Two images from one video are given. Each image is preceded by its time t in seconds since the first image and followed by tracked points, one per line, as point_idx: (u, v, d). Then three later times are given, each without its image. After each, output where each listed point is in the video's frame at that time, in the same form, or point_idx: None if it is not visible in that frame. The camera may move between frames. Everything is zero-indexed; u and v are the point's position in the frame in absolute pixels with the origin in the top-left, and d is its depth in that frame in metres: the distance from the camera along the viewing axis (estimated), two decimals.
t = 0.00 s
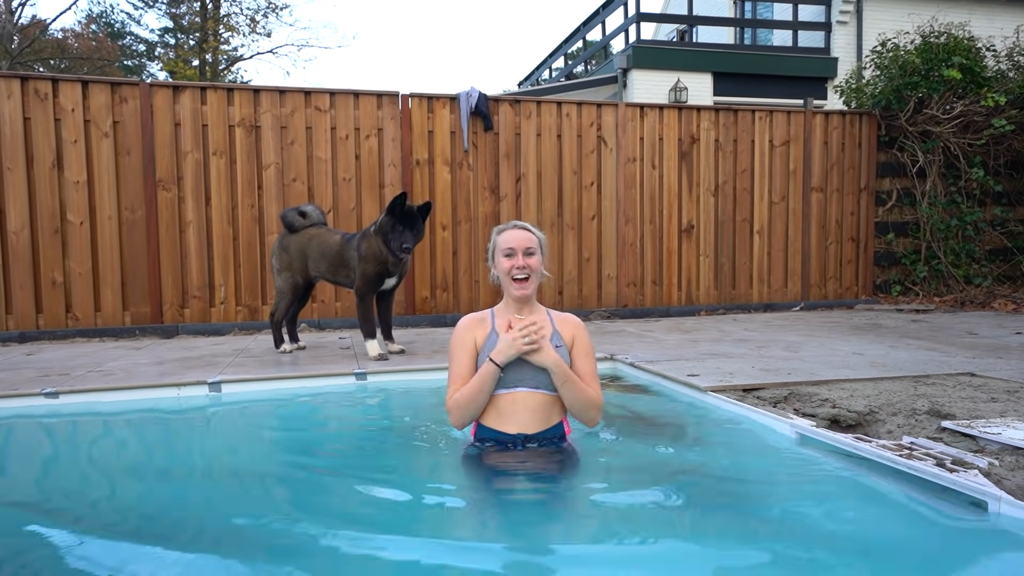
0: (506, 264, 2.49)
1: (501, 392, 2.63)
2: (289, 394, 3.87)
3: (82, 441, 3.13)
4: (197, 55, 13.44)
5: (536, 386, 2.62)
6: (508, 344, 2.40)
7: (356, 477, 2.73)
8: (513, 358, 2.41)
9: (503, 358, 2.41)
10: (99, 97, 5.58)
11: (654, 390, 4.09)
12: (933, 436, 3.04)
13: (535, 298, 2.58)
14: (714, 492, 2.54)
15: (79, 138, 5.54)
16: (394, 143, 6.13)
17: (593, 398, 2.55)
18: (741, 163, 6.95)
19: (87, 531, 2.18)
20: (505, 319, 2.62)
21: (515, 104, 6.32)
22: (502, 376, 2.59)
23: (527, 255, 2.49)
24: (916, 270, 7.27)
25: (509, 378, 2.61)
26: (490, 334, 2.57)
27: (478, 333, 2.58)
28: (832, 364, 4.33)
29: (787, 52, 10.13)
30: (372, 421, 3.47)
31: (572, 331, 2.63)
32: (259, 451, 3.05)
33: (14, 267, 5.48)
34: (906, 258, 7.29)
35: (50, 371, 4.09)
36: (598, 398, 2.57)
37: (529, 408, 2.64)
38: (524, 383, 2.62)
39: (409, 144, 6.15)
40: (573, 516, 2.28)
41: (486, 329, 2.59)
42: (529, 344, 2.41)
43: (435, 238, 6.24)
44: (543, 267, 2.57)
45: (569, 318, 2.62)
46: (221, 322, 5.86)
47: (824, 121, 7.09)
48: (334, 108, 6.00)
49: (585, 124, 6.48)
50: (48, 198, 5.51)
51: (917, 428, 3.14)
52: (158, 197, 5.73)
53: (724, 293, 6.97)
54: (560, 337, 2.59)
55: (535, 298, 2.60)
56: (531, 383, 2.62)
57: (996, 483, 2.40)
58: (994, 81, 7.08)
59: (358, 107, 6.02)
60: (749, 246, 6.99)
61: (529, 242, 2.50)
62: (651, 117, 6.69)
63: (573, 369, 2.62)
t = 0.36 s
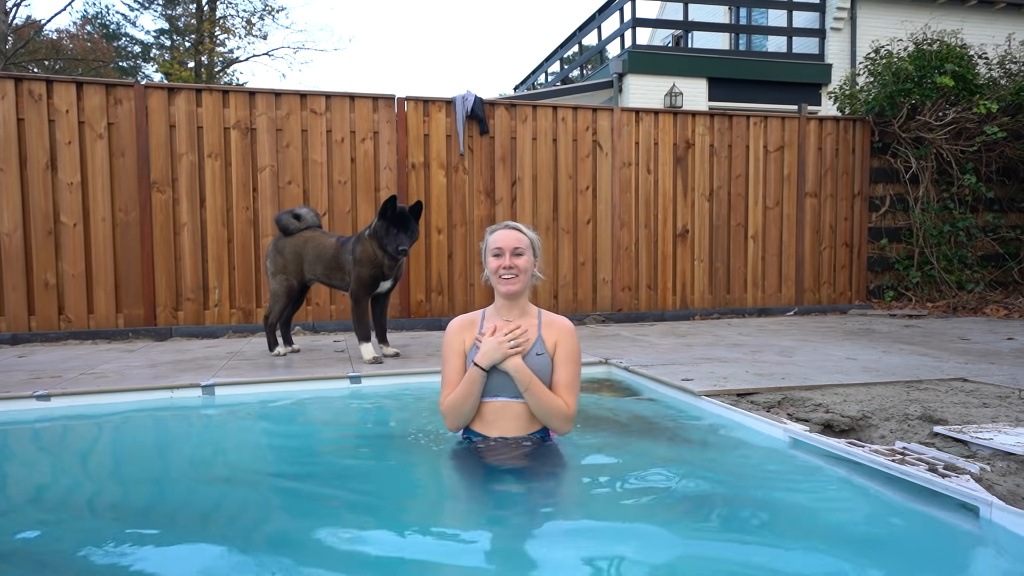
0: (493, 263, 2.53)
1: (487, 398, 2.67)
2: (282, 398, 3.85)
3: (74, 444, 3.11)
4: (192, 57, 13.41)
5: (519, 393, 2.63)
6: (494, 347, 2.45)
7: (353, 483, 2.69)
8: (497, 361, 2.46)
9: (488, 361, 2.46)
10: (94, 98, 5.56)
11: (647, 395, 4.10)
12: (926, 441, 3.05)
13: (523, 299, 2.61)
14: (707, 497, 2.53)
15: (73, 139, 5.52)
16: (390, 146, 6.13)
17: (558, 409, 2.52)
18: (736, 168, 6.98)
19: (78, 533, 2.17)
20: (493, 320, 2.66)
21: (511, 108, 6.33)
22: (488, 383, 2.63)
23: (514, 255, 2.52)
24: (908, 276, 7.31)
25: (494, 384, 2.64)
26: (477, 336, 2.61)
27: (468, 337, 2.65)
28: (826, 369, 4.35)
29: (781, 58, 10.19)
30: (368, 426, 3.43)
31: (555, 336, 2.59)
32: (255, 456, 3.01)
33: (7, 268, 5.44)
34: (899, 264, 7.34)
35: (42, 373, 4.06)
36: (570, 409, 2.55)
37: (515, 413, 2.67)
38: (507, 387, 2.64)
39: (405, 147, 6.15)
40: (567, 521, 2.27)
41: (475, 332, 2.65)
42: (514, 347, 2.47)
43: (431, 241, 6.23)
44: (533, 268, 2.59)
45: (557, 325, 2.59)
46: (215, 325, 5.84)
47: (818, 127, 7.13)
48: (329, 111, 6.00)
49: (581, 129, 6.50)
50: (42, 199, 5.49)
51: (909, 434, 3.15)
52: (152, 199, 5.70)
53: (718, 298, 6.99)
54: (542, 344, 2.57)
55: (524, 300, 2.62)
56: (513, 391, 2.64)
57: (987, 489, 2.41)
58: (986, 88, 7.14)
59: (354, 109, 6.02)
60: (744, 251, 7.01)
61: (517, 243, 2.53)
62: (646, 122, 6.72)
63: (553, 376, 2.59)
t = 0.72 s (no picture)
0: (489, 267, 2.54)
1: (482, 401, 2.70)
2: (281, 404, 3.85)
3: (71, 448, 3.11)
4: (192, 61, 13.42)
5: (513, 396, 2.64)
6: (490, 351, 2.48)
7: (353, 495, 2.62)
8: (492, 364, 2.48)
9: (483, 364, 2.49)
10: (93, 103, 5.56)
11: (646, 400, 4.09)
12: (924, 448, 3.05)
13: (519, 302, 2.61)
14: (706, 503, 2.52)
15: (73, 143, 5.52)
16: (389, 151, 6.13)
17: (554, 412, 2.52)
18: (734, 174, 6.99)
19: (73, 538, 2.17)
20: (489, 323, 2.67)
21: (509, 113, 6.35)
22: (481, 385, 2.66)
23: (510, 259, 2.53)
24: (907, 282, 7.31)
25: (486, 387, 2.66)
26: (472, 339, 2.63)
27: (463, 339, 2.67)
28: (824, 375, 4.35)
29: (780, 64, 10.22)
30: (363, 435, 3.38)
31: (549, 340, 2.61)
32: (252, 468, 2.92)
33: (6, 272, 5.44)
34: (897, 270, 7.35)
35: (40, 378, 4.05)
36: (564, 411, 2.54)
37: (508, 418, 2.69)
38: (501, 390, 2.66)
39: (404, 152, 6.16)
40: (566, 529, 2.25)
41: (469, 335, 2.67)
42: (510, 351, 2.50)
43: (429, 246, 6.24)
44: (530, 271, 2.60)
45: (553, 328, 2.60)
46: (214, 329, 5.84)
47: (816, 133, 7.15)
48: (329, 115, 6.01)
49: (580, 134, 6.51)
50: (41, 203, 5.49)
51: (907, 440, 3.15)
52: (151, 204, 5.71)
53: (717, 303, 6.99)
54: (536, 348, 2.59)
55: (520, 303, 2.63)
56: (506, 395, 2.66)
57: (986, 495, 2.41)
58: (983, 95, 7.16)
59: (353, 114, 6.03)
60: (742, 256, 7.02)
61: (514, 247, 2.53)
62: (645, 127, 6.73)
63: (547, 380, 2.59)
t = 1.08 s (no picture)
0: (485, 270, 2.55)
1: (479, 404, 2.68)
2: (279, 406, 3.84)
3: (71, 450, 3.11)
4: (192, 64, 13.43)
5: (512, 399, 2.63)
6: (488, 354, 2.48)
7: (352, 506, 2.52)
8: (490, 367, 2.48)
9: (480, 367, 2.48)
10: (93, 105, 5.57)
11: (645, 403, 4.09)
12: (924, 451, 3.04)
13: (516, 305, 2.62)
14: (706, 508, 2.51)
15: (72, 145, 5.53)
16: (388, 153, 6.14)
17: (554, 414, 2.52)
18: (734, 176, 6.99)
19: (73, 539, 2.18)
20: (486, 326, 2.67)
21: (508, 116, 6.35)
22: (479, 388, 2.65)
23: (505, 261, 2.53)
24: (906, 284, 7.31)
25: (484, 390, 2.65)
26: (469, 342, 2.63)
27: (460, 342, 2.67)
28: (823, 378, 4.34)
29: (780, 66, 10.22)
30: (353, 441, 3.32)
31: (548, 341, 2.60)
32: (246, 480, 2.80)
33: (5, 274, 5.45)
34: (897, 272, 7.33)
35: (40, 380, 4.05)
36: (564, 413, 2.53)
37: (508, 421, 2.68)
38: (500, 393, 2.65)
39: (403, 154, 6.16)
40: (567, 534, 2.23)
41: (467, 338, 2.67)
42: (508, 354, 2.50)
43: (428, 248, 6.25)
44: (526, 273, 2.60)
45: (551, 330, 2.59)
46: (212, 331, 5.84)
47: (816, 135, 7.15)
48: (328, 118, 6.01)
49: (579, 137, 6.51)
50: (41, 205, 5.50)
51: (907, 444, 3.13)
52: (151, 205, 5.71)
53: (716, 306, 6.99)
54: (534, 350, 2.57)
55: (517, 305, 2.63)
56: (506, 398, 2.65)
57: (986, 498, 2.40)
58: (983, 98, 7.16)
59: (352, 117, 6.04)
60: (742, 259, 7.01)
61: (509, 249, 2.54)
62: (644, 130, 6.73)
63: (547, 382, 2.59)
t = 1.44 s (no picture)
0: (480, 273, 2.55)
1: (476, 408, 2.68)
2: (275, 408, 3.83)
3: (66, 452, 3.10)
4: (189, 65, 13.41)
5: (508, 403, 2.63)
6: (483, 359, 2.48)
7: (351, 516, 2.45)
8: (486, 372, 2.48)
9: (476, 372, 2.48)
10: (89, 107, 5.55)
11: (642, 406, 4.10)
12: (919, 454, 3.05)
13: (513, 308, 2.62)
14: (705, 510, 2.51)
15: (69, 147, 5.51)
16: (386, 156, 6.14)
17: (550, 419, 2.52)
18: (731, 179, 7.02)
19: (69, 542, 2.17)
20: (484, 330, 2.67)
21: (506, 119, 6.36)
22: (475, 392, 2.65)
23: (499, 265, 2.53)
24: (902, 288, 7.34)
25: (480, 395, 2.65)
26: (466, 346, 2.63)
27: (457, 346, 2.67)
28: (819, 381, 4.35)
29: (776, 70, 10.26)
30: (341, 447, 3.27)
31: (543, 346, 2.59)
32: (239, 494, 2.66)
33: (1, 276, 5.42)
34: (892, 276, 7.37)
35: (35, 383, 4.03)
36: (559, 417, 2.54)
37: (505, 424, 2.68)
38: (497, 396, 2.65)
39: (401, 157, 6.16)
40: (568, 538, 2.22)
41: (464, 342, 2.67)
42: (504, 359, 2.50)
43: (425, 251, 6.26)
44: (521, 276, 2.60)
45: (546, 333, 2.59)
46: (209, 334, 5.82)
47: (812, 139, 7.18)
48: (326, 120, 6.01)
49: (576, 140, 6.53)
50: (37, 207, 5.47)
51: (903, 447, 3.14)
52: (147, 207, 5.70)
53: (714, 309, 7.01)
54: (529, 355, 2.57)
55: (514, 308, 2.63)
56: (502, 402, 2.65)
57: (980, 501, 2.42)
58: (978, 102, 7.21)
59: (350, 120, 6.04)
60: (738, 262, 7.03)
61: (503, 253, 2.54)
62: (641, 133, 6.75)
63: (543, 387, 2.58)
